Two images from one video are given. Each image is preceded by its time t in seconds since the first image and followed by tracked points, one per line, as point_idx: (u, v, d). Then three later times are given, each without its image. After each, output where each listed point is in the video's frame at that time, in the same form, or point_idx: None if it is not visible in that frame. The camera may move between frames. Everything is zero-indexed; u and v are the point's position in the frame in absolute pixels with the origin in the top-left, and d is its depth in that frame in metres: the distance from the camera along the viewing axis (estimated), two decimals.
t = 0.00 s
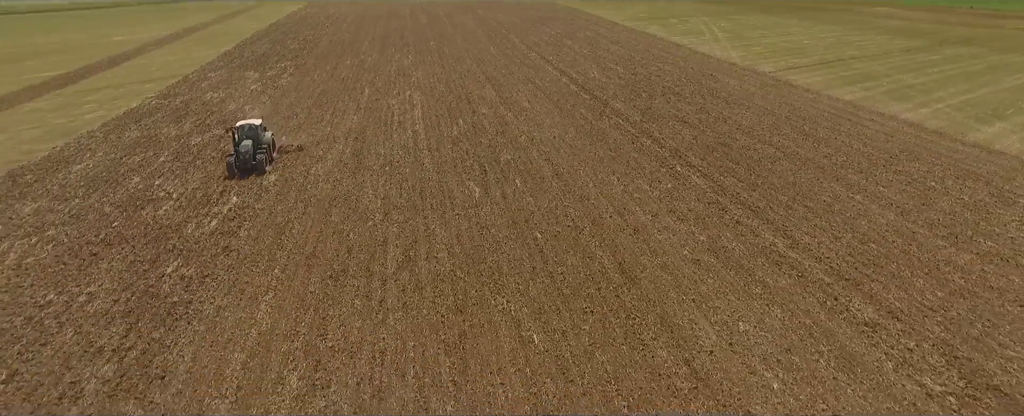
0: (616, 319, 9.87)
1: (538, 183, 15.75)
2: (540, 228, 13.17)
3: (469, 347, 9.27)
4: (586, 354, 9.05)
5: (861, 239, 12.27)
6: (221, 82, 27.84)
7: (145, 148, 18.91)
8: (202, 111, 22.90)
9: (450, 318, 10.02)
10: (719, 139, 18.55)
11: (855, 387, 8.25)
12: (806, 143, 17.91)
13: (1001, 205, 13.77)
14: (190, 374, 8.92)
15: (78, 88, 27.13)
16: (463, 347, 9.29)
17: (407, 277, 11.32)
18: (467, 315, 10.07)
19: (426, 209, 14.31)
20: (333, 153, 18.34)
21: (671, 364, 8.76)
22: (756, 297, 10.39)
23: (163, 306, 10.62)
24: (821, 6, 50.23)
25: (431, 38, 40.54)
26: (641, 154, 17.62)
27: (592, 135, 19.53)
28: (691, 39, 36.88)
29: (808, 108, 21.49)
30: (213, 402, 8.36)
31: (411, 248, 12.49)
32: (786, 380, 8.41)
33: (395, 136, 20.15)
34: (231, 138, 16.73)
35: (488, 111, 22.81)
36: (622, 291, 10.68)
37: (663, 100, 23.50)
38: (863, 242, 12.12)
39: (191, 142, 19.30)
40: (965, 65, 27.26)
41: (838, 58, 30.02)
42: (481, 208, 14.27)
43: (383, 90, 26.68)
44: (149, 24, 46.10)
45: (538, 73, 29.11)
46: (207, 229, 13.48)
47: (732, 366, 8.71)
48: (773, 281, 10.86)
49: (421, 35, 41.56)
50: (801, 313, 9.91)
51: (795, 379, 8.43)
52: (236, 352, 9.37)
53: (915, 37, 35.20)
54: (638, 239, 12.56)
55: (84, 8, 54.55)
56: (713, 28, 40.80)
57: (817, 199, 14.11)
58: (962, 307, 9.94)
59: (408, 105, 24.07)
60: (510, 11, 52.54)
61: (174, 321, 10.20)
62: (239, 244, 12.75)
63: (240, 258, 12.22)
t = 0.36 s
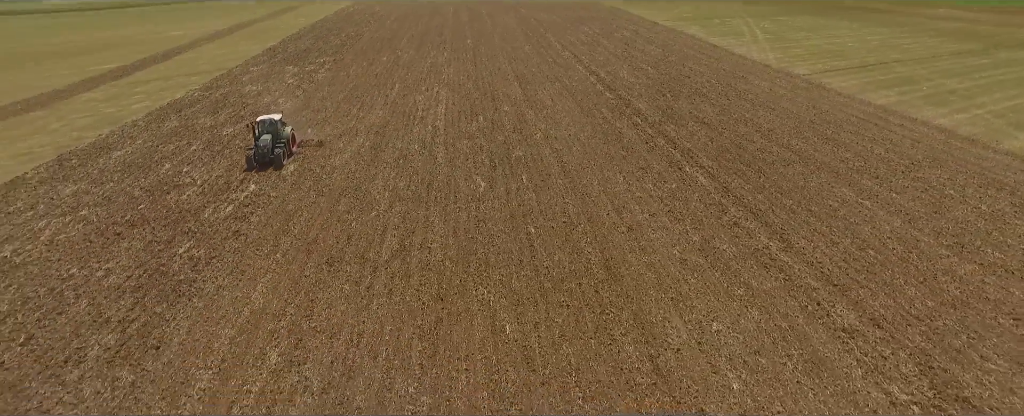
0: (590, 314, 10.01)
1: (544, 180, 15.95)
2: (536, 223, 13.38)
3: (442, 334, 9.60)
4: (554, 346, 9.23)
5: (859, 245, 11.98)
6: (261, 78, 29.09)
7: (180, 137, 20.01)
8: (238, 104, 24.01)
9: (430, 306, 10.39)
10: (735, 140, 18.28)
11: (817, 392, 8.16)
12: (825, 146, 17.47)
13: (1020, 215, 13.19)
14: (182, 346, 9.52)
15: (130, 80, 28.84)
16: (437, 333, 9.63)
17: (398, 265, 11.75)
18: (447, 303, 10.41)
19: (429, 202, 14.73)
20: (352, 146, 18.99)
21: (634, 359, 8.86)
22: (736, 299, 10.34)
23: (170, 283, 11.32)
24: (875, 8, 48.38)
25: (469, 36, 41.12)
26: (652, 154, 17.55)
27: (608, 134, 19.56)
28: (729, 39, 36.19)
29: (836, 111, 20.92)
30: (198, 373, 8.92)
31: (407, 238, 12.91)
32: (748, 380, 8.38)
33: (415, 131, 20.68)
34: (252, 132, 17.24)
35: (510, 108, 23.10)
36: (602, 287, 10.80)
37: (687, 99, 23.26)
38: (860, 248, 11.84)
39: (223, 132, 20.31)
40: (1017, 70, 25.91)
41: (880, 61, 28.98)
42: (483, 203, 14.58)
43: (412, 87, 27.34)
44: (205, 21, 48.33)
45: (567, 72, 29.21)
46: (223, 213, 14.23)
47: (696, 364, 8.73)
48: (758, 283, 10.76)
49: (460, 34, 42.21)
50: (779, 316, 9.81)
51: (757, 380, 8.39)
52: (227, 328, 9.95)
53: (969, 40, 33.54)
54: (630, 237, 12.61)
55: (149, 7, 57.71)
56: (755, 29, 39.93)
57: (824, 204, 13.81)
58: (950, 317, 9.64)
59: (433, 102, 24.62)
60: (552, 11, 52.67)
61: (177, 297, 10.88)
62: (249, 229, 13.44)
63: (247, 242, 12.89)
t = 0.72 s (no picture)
0: (569, 308, 10.16)
1: (553, 177, 16.10)
2: (535, 219, 13.58)
3: (422, 320, 9.94)
4: (526, 337, 9.44)
5: (860, 251, 11.67)
6: (302, 74, 30.26)
7: (217, 127, 21.05)
8: (275, 98, 25.05)
9: (416, 293, 10.76)
10: (755, 142, 17.95)
11: (780, 395, 8.08)
12: (847, 151, 16.97)
13: None
14: (182, 319, 10.15)
15: (182, 72, 30.46)
16: (417, 320, 9.98)
17: (394, 254, 12.18)
18: (432, 292, 10.75)
19: (437, 195, 15.12)
20: (375, 140, 19.60)
21: (601, 354, 8.98)
22: (719, 300, 10.28)
23: (182, 261, 12.05)
24: (936, 10, 46.16)
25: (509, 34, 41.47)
26: (667, 154, 17.45)
27: (626, 133, 19.52)
28: (773, 41, 35.27)
29: (868, 117, 20.24)
30: (192, 344, 9.51)
31: (409, 229, 13.33)
32: (711, 379, 8.39)
33: (438, 126, 21.15)
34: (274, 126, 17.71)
35: (534, 106, 23.30)
36: (586, 282, 10.93)
37: (715, 99, 22.88)
38: (860, 254, 11.54)
39: (256, 124, 21.26)
40: None
41: (929, 65, 27.74)
42: (488, 198, 14.88)
43: (444, 83, 27.88)
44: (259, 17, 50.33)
45: (599, 71, 29.15)
46: (242, 199, 14.99)
47: (662, 361, 8.78)
48: (744, 285, 10.66)
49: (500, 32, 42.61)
50: (758, 318, 9.72)
51: (721, 379, 8.38)
52: (225, 305, 10.56)
53: None
54: (626, 235, 12.66)
55: (210, 6, 60.60)
56: (802, 31, 38.77)
57: (832, 209, 13.48)
58: (938, 328, 9.34)
59: (461, 98, 25.07)
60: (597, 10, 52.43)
61: (187, 274, 11.58)
62: (263, 215, 14.13)
63: (259, 227, 13.57)
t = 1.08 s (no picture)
0: (550, 301, 10.34)
1: (564, 174, 16.23)
2: (538, 215, 13.79)
3: (407, 307, 10.34)
4: (503, 327, 9.70)
5: (862, 258, 11.35)
6: (344, 69, 31.31)
7: (255, 118, 22.07)
8: (314, 93, 26.06)
9: (407, 280, 11.18)
10: (777, 144, 17.54)
11: (742, 397, 8.04)
12: (873, 157, 16.41)
13: None
14: (188, 294, 10.83)
15: (233, 65, 32.00)
16: (403, 306, 10.38)
17: (395, 244, 12.63)
18: (423, 280, 11.15)
19: (448, 189, 15.53)
20: (400, 134, 20.17)
21: (572, 347, 9.13)
22: (702, 300, 10.23)
23: (200, 242, 12.78)
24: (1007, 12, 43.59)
25: (552, 33, 41.57)
26: (684, 154, 17.28)
27: (648, 133, 19.40)
28: (820, 42, 34.15)
29: (904, 122, 19.46)
30: (192, 317, 10.15)
31: (415, 220, 13.78)
32: (676, 378, 8.41)
33: (463, 122, 21.56)
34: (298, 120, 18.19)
35: (561, 104, 23.38)
36: (573, 277, 11.07)
37: (746, 100, 22.42)
38: (861, 262, 11.22)
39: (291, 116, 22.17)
40: None
41: (986, 70, 26.30)
42: (496, 193, 15.16)
43: (477, 80, 28.31)
44: (313, 15, 52.13)
45: (634, 69, 28.93)
46: (265, 186, 15.75)
47: (631, 357, 8.85)
48: (732, 287, 10.57)
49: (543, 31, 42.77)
50: (738, 321, 9.64)
51: (685, 378, 8.40)
52: (230, 283, 11.20)
53: None
54: (623, 234, 12.70)
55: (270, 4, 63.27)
56: (855, 33, 37.35)
57: (842, 215, 13.10)
58: (926, 339, 9.05)
59: (492, 95, 25.41)
60: (644, 9, 51.89)
61: (202, 253, 12.31)
62: (282, 202, 14.84)
63: (275, 213, 14.26)
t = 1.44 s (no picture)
0: (539, 295, 10.51)
1: (581, 173, 16.30)
2: (546, 211, 13.95)
3: (401, 293, 10.74)
4: (487, 316, 9.95)
5: (868, 267, 10.98)
6: (390, 65, 32.25)
7: (296, 110, 23.07)
8: (357, 89, 26.99)
9: (407, 268, 11.61)
10: (806, 149, 17.04)
11: (709, 398, 8.01)
12: (906, 166, 15.74)
13: None
14: (204, 269, 11.57)
15: (287, 60, 33.48)
16: (398, 292, 10.80)
17: (403, 233, 13.08)
18: (421, 269, 11.54)
19: (464, 183, 15.89)
20: (429, 129, 20.68)
21: (550, 339, 9.29)
22: (691, 301, 10.17)
23: (224, 224, 13.56)
24: None
25: (599, 32, 41.38)
26: (706, 155, 17.02)
27: (675, 133, 19.17)
28: (878, 46, 32.71)
29: (950, 130, 18.53)
30: (203, 292, 10.85)
31: (426, 212, 14.19)
32: (646, 375, 8.46)
33: (493, 118, 21.87)
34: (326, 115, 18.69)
35: (594, 103, 23.36)
36: (567, 273, 11.20)
37: (784, 104, 21.82)
38: (865, 271, 10.86)
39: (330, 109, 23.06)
40: None
41: None
42: (510, 189, 15.41)
43: (516, 78, 28.58)
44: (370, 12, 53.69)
45: (674, 69, 28.52)
46: (293, 174, 16.53)
47: (606, 353, 8.95)
48: (724, 290, 10.45)
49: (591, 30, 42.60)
50: (722, 323, 9.55)
51: (656, 376, 8.43)
52: (243, 262, 11.89)
53: None
54: (626, 233, 12.71)
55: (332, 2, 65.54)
56: (919, 37, 35.56)
57: (858, 222, 12.66)
58: (916, 352, 8.73)
59: (527, 93, 25.63)
60: (699, 9, 50.90)
61: (224, 234, 13.08)
62: (306, 189, 15.55)
63: (298, 199, 14.96)
